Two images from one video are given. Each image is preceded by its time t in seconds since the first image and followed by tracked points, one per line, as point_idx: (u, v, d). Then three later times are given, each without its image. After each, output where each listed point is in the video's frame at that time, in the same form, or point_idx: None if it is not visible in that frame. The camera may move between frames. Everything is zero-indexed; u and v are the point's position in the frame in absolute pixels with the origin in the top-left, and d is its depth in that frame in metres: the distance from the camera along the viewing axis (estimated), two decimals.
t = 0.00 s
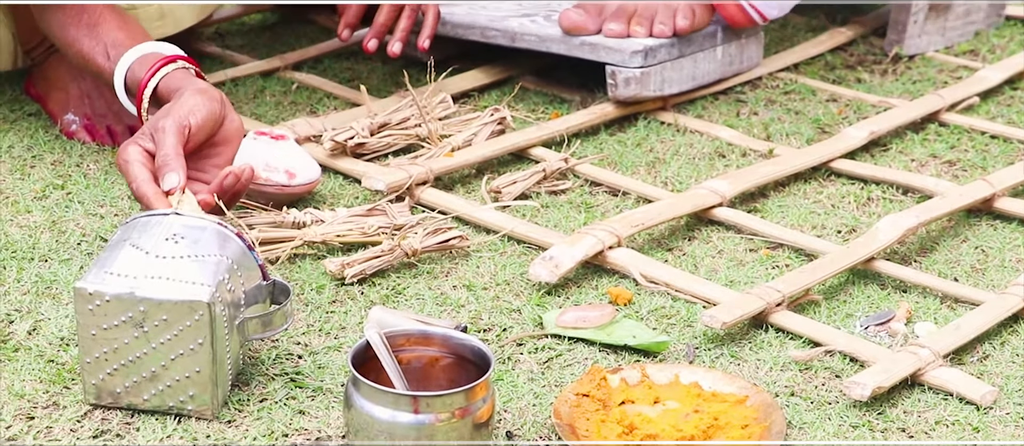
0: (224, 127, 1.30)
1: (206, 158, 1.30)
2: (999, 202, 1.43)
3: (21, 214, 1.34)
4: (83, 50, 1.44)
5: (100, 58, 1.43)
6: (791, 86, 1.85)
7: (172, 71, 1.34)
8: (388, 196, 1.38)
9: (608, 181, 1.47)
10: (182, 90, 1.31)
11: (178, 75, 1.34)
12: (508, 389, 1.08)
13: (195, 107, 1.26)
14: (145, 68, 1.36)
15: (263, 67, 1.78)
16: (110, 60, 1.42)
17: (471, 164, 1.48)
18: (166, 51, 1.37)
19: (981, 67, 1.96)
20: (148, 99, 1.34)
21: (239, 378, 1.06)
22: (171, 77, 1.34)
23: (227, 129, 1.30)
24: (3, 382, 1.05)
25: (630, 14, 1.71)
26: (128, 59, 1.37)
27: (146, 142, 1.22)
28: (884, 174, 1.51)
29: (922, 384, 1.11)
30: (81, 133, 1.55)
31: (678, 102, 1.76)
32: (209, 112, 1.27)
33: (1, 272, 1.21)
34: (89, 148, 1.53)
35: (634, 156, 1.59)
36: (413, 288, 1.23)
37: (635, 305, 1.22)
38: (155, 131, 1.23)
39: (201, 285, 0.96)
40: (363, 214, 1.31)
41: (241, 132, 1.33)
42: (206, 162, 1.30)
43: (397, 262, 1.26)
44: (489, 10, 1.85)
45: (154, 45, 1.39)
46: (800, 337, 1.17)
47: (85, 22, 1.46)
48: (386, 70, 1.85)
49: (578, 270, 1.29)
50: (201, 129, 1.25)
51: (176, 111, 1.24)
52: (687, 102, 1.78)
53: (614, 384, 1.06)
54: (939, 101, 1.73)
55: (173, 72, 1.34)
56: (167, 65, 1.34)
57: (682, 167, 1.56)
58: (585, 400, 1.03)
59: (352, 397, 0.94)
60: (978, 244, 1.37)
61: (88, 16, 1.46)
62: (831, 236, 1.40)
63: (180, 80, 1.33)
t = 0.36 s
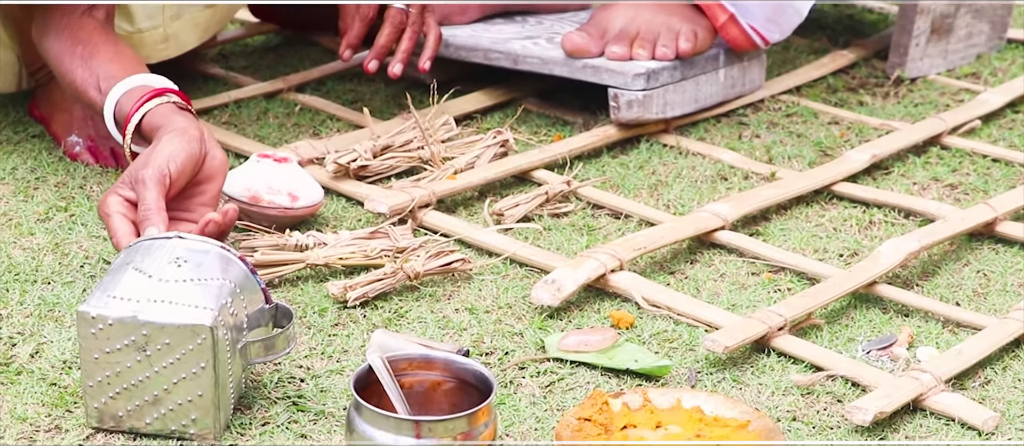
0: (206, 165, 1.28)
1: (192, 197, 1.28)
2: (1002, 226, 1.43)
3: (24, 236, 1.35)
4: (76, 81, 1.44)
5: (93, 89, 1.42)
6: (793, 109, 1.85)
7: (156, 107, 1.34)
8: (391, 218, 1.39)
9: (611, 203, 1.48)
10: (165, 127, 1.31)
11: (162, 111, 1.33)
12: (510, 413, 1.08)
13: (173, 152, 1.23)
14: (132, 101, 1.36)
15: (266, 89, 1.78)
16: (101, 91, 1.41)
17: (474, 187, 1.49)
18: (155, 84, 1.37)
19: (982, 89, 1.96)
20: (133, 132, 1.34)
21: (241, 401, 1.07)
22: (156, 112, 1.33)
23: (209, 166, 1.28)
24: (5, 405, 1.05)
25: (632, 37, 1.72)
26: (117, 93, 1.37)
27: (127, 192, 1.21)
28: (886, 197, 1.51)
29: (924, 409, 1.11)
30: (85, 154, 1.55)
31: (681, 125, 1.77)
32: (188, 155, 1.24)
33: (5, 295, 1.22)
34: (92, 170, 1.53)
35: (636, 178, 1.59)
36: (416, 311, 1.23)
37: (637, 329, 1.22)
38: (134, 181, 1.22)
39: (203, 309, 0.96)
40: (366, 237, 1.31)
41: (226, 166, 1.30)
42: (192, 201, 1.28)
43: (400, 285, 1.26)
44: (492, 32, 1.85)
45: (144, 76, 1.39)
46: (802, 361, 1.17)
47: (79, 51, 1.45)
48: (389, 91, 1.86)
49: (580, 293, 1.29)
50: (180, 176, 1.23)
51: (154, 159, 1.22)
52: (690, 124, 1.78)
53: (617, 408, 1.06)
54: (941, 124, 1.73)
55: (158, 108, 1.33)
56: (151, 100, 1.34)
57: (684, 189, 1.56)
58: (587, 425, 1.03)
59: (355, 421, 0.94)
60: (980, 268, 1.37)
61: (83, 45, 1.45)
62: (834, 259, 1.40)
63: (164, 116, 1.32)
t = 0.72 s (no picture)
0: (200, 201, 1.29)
1: (186, 233, 1.29)
2: (1004, 249, 1.44)
3: (28, 260, 1.35)
4: (74, 110, 1.44)
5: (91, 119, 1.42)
6: (795, 131, 1.86)
7: (149, 140, 1.34)
8: (394, 242, 1.39)
9: (614, 226, 1.48)
10: (158, 162, 1.31)
11: (155, 145, 1.34)
12: (514, 438, 1.08)
13: (167, 190, 1.24)
14: (127, 133, 1.36)
15: (269, 112, 1.79)
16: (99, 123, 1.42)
17: (477, 210, 1.49)
18: (150, 117, 1.38)
19: (984, 111, 1.97)
20: (127, 165, 1.35)
21: (246, 426, 1.07)
22: (150, 146, 1.34)
23: (201, 202, 1.29)
24: (10, 431, 1.05)
25: (634, 60, 1.72)
26: (111, 125, 1.38)
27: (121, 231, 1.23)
28: (888, 219, 1.51)
29: (928, 433, 1.11)
30: (89, 178, 1.55)
31: (683, 147, 1.77)
32: (181, 192, 1.25)
33: (9, 320, 1.22)
34: (96, 194, 1.54)
35: (639, 201, 1.60)
36: (419, 335, 1.23)
37: (641, 353, 1.22)
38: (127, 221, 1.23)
39: (208, 335, 0.97)
40: (369, 261, 1.31)
41: (220, 201, 1.31)
42: (187, 237, 1.29)
43: (403, 309, 1.26)
44: (494, 55, 1.86)
45: (140, 109, 1.39)
46: (805, 385, 1.17)
47: (79, 80, 1.45)
48: (392, 114, 1.86)
49: (584, 317, 1.29)
50: (173, 214, 1.24)
51: (148, 198, 1.23)
52: (692, 147, 1.79)
53: (620, 432, 1.05)
54: (942, 147, 1.73)
55: (151, 142, 1.34)
56: (145, 133, 1.34)
57: (687, 212, 1.57)
58: None
59: None
60: (983, 292, 1.37)
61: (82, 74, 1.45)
62: (836, 283, 1.40)
63: (157, 151, 1.33)
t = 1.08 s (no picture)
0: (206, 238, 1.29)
1: (191, 269, 1.29)
2: (1006, 280, 1.44)
3: (32, 292, 1.35)
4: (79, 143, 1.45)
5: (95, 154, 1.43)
6: (797, 161, 1.86)
7: (154, 176, 1.34)
8: (397, 273, 1.40)
9: (617, 257, 1.48)
10: (163, 198, 1.31)
11: (159, 181, 1.34)
12: None
13: (172, 227, 1.25)
14: (131, 169, 1.36)
15: (273, 142, 1.80)
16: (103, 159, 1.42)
17: (480, 241, 1.50)
18: (155, 153, 1.38)
19: (985, 142, 1.97)
20: (131, 200, 1.35)
21: None
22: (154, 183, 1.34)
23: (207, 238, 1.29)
24: None
25: (637, 90, 1.73)
26: (116, 161, 1.38)
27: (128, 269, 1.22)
28: (890, 250, 1.51)
29: None
30: (92, 210, 1.56)
31: (686, 177, 1.78)
32: (186, 229, 1.26)
33: (13, 352, 1.22)
34: (100, 225, 1.54)
35: (642, 231, 1.60)
36: (423, 367, 1.23)
37: (644, 385, 1.22)
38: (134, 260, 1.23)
39: (212, 368, 0.97)
40: (372, 292, 1.32)
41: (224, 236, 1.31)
42: (192, 273, 1.29)
43: (407, 341, 1.26)
44: (497, 85, 1.87)
45: (145, 145, 1.39)
46: (809, 418, 1.17)
47: (84, 114, 1.45)
48: (395, 144, 1.87)
49: (586, 349, 1.29)
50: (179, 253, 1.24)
51: (154, 236, 1.23)
52: (694, 177, 1.79)
53: None
54: (944, 178, 1.74)
55: (156, 179, 1.34)
56: (150, 169, 1.34)
57: (689, 243, 1.57)
58: None
59: None
60: (985, 323, 1.37)
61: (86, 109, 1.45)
62: (839, 314, 1.40)
63: (162, 187, 1.33)
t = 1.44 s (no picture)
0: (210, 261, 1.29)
1: (196, 291, 1.29)
2: (1009, 310, 1.44)
3: (37, 321, 1.36)
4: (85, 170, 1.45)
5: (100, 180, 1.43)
6: (800, 189, 1.87)
7: (159, 199, 1.35)
8: (401, 302, 1.40)
9: (620, 286, 1.48)
10: (168, 221, 1.32)
11: (165, 203, 1.34)
12: None
13: (176, 248, 1.25)
14: (138, 193, 1.36)
15: (277, 170, 1.80)
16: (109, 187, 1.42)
17: (484, 269, 1.50)
18: (161, 176, 1.38)
19: (988, 170, 1.98)
20: (137, 224, 1.35)
21: None
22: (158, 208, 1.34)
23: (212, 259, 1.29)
24: None
25: (640, 118, 1.74)
26: (122, 185, 1.38)
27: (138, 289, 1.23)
28: (893, 279, 1.52)
29: None
30: (97, 237, 1.56)
31: (689, 205, 1.78)
32: (190, 249, 1.26)
33: (18, 381, 1.23)
34: (105, 253, 1.55)
35: (645, 259, 1.60)
36: (427, 396, 1.23)
37: (647, 414, 1.22)
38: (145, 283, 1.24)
39: (217, 398, 0.98)
40: (377, 321, 1.32)
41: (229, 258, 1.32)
42: (197, 294, 1.29)
43: (411, 370, 1.26)
44: (501, 113, 1.87)
45: (151, 169, 1.39)
46: None
47: (88, 142, 1.46)
48: (399, 172, 1.88)
49: (590, 378, 1.29)
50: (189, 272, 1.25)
51: (157, 256, 1.23)
52: (697, 205, 1.79)
53: None
54: (947, 206, 1.74)
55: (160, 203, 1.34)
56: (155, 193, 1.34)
57: (693, 271, 1.57)
58: None
59: None
60: (989, 353, 1.37)
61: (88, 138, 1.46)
62: (842, 343, 1.40)
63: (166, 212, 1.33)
